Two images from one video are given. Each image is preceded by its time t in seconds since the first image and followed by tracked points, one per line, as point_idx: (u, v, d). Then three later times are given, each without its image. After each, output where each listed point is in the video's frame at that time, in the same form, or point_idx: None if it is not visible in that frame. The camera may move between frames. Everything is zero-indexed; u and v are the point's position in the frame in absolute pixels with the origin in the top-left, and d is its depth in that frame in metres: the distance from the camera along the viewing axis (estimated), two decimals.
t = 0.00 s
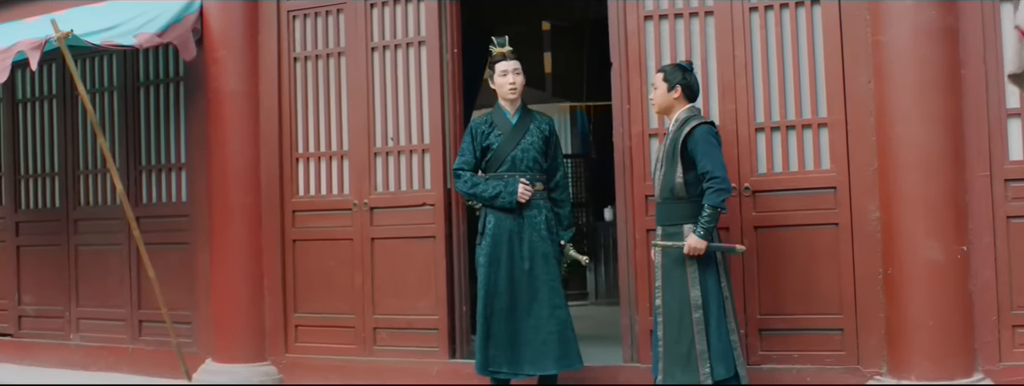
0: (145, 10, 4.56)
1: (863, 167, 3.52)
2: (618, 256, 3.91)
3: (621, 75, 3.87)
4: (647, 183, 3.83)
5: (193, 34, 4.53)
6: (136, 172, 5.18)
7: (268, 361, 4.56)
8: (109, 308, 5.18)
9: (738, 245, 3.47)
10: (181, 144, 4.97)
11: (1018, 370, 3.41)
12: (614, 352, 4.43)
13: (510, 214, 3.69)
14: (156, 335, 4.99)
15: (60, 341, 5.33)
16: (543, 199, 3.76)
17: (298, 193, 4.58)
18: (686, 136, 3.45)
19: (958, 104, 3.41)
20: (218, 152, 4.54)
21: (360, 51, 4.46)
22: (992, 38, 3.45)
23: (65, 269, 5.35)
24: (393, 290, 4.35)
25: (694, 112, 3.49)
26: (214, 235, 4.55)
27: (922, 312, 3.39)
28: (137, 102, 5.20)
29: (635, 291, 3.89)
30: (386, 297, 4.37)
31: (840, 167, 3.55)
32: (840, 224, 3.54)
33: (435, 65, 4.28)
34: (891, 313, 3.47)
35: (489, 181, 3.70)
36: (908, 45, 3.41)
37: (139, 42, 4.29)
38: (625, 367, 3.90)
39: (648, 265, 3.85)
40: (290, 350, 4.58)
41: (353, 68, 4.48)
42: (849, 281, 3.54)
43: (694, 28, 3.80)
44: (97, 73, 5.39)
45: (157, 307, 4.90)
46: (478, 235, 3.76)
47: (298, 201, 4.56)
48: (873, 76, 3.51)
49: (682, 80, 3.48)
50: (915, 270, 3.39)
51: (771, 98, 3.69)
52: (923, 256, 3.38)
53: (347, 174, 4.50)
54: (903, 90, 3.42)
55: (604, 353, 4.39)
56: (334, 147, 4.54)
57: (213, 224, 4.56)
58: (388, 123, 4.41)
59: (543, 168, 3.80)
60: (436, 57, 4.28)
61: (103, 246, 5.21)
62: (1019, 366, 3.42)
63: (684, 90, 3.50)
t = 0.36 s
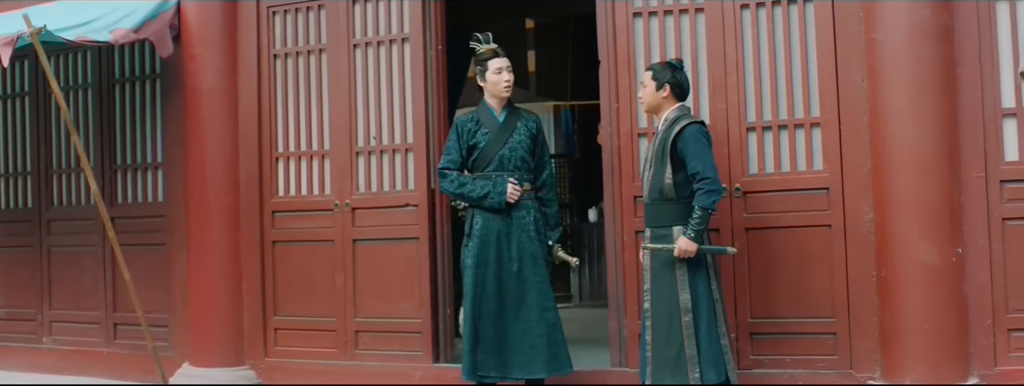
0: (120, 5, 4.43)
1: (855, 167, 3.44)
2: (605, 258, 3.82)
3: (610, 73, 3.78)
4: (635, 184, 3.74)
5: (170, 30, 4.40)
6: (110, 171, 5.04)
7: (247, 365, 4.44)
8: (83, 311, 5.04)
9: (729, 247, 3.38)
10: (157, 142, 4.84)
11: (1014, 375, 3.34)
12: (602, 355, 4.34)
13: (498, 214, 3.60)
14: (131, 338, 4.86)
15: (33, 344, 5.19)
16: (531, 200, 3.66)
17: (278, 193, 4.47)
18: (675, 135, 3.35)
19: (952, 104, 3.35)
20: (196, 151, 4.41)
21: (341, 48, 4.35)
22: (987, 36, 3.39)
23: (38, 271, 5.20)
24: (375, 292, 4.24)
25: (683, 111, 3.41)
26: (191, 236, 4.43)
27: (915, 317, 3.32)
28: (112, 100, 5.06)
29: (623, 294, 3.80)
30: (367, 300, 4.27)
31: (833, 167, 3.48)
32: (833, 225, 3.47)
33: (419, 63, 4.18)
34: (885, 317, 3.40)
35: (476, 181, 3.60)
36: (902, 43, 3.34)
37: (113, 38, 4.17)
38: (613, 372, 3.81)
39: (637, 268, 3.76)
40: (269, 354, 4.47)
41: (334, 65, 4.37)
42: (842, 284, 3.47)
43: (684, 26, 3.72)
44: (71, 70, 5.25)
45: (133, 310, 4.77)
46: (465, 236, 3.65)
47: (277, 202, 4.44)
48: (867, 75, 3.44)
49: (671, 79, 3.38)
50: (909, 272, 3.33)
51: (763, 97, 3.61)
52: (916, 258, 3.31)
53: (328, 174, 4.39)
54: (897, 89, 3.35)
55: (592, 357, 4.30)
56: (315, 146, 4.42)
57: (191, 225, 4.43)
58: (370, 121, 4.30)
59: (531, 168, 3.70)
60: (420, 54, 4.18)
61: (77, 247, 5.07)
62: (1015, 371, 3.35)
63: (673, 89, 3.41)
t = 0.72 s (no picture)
0: None
1: (849, 173, 3.37)
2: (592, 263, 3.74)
3: (598, 74, 3.69)
4: (624, 188, 3.66)
5: (147, 23, 4.27)
6: (84, 168, 4.90)
7: (222, 368, 4.32)
8: (54, 310, 4.90)
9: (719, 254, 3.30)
10: (132, 139, 4.71)
11: None
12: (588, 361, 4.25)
13: (488, 216, 3.49)
14: (104, 339, 4.73)
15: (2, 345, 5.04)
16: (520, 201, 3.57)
17: (256, 193, 4.35)
18: (666, 137, 3.27)
19: (948, 110, 3.28)
20: (172, 148, 4.29)
21: (324, 45, 4.24)
22: (984, 41, 3.32)
23: (7, 269, 5.05)
24: (355, 295, 4.13)
25: (674, 114, 3.32)
26: (166, 235, 4.30)
27: (908, 326, 3.26)
28: (86, 95, 4.92)
29: (610, 300, 3.71)
30: (348, 303, 4.15)
31: (826, 173, 3.40)
32: (825, 233, 3.40)
33: (403, 60, 4.08)
34: (877, 326, 3.33)
35: (467, 181, 3.49)
36: (898, 47, 3.27)
37: (89, 32, 4.05)
38: (599, 379, 3.72)
39: (624, 273, 3.67)
40: (246, 357, 4.35)
41: (316, 62, 4.26)
42: (834, 292, 3.40)
43: (676, 26, 3.64)
44: (44, 64, 5.10)
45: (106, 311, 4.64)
46: (451, 239, 3.55)
47: (256, 201, 4.33)
48: (862, 79, 3.37)
49: (663, 81, 3.30)
50: (902, 281, 3.27)
51: (755, 100, 3.53)
52: (910, 267, 3.26)
53: (308, 173, 4.27)
54: (893, 94, 3.28)
55: (577, 363, 4.21)
56: (295, 144, 4.31)
57: (166, 224, 4.30)
58: (353, 120, 4.19)
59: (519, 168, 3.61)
60: (404, 52, 4.08)
61: (48, 245, 4.93)
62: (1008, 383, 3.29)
63: (664, 91, 3.32)
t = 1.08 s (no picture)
0: None
1: (836, 178, 3.29)
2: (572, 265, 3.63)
3: (581, 71, 3.59)
4: (605, 188, 3.55)
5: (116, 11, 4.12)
6: (47, 160, 4.73)
7: (188, 367, 4.17)
8: (14, 305, 4.73)
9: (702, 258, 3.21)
10: (98, 130, 4.55)
11: None
12: (565, 366, 4.15)
13: (471, 216, 3.38)
14: (65, 336, 4.55)
15: None
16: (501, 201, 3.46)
17: (226, 188, 4.21)
18: (652, 138, 3.16)
19: (939, 115, 3.21)
20: (139, 140, 4.13)
21: (299, 37, 4.10)
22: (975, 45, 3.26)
23: None
24: (327, 294, 4.00)
25: (661, 114, 3.22)
26: (132, 230, 4.14)
27: (894, 334, 3.18)
28: (51, 84, 4.75)
29: (590, 303, 3.60)
30: (318, 303, 4.02)
31: (813, 177, 3.32)
32: (810, 238, 3.32)
33: (380, 54, 3.95)
34: (863, 334, 3.25)
35: (450, 180, 3.36)
36: (889, 49, 3.20)
37: (57, 19, 3.91)
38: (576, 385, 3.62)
39: (605, 276, 3.57)
40: (212, 356, 4.20)
41: (291, 54, 4.12)
42: (819, 299, 3.32)
43: (661, 24, 3.54)
44: (7, 51, 4.92)
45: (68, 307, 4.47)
46: (431, 239, 3.41)
47: (225, 197, 4.18)
48: (851, 82, 3.29)
49: (648, 79, 3.19)
50: (889, 289, 3.18)
51: (741, 101, 3.44)
52: (897, 274, 3.18)
53: (280, 169, 4.13)
54: (883, 97, 3.20)
55: (553, 367, 4.11)
56: (267, 138, 4.17)
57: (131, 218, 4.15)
58: (327, 114, 4.06)
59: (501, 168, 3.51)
60: (382, 45, 3.95)
61: (9, 238, 4.75)
62: None
63: (651, 90, 3.22)
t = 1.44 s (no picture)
0: None
1: (827, 179, 3.22)
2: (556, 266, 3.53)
3: (567, 67, 3.49)
4: (592, 187, 3.46)
5: None
6: (13, 153, 4.57)
7: (157, 368, 4.03)
8: None
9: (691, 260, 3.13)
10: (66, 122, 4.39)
11: None
12: (547, 369, 4.05)
13: (455, 214, 3.27)
14: (29, 334, 4.39)
15: None
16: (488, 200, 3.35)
17: (198, 183, 4.07)
18: (642, 136, 3.07)
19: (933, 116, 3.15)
20: (109, 133, 3.98)
21: (276, 28, 3.97)
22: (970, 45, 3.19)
23: None
24: (302, 294, 3.88)
25: (651, 111, 3.13)
26: (100, 225, 4.00)
27: (886, 338, 3.11)
28: (18, 74, 4.59)
29: (575, 305, 3.51)
30: (294, 302, 3.90)
31: (804, 177, 3.25)
32: (801, 240, 3.24)
33: (360, 47, 3.83)
34: (854, 338, 3.18)
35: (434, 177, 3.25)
36: (883, 48, 3.13)
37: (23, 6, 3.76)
38: None
39: (590, 277, 3.48)
40: (183, 357, 4.06)
41: (268, 46, 3.99)
42: (809, 302, 3.24)
43: (650, 19, 3.45)
44: None
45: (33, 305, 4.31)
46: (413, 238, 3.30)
47: (198, 193, 4.05)
48: (844, 81, 3.22)
49: (639, 74, 3.11)
50: (881, 292, 3.11)
51: (731, 100, 3.36)
52: (889, 277, 3.11)
53: (255, 164, 4.00)
54: (876, 97, 3.13)
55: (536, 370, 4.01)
56: (242, 133, 4.03)
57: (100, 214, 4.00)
58: (304, 108, 3.94)
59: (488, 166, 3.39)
60: (361, 38, 3.83)
61: None
62: None
63: (641, 86, 3.14)
